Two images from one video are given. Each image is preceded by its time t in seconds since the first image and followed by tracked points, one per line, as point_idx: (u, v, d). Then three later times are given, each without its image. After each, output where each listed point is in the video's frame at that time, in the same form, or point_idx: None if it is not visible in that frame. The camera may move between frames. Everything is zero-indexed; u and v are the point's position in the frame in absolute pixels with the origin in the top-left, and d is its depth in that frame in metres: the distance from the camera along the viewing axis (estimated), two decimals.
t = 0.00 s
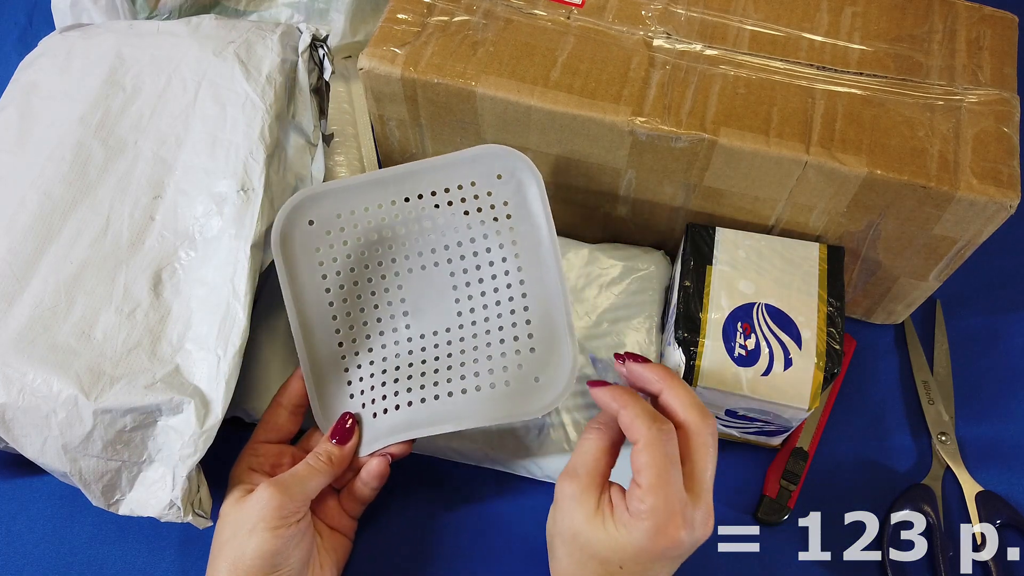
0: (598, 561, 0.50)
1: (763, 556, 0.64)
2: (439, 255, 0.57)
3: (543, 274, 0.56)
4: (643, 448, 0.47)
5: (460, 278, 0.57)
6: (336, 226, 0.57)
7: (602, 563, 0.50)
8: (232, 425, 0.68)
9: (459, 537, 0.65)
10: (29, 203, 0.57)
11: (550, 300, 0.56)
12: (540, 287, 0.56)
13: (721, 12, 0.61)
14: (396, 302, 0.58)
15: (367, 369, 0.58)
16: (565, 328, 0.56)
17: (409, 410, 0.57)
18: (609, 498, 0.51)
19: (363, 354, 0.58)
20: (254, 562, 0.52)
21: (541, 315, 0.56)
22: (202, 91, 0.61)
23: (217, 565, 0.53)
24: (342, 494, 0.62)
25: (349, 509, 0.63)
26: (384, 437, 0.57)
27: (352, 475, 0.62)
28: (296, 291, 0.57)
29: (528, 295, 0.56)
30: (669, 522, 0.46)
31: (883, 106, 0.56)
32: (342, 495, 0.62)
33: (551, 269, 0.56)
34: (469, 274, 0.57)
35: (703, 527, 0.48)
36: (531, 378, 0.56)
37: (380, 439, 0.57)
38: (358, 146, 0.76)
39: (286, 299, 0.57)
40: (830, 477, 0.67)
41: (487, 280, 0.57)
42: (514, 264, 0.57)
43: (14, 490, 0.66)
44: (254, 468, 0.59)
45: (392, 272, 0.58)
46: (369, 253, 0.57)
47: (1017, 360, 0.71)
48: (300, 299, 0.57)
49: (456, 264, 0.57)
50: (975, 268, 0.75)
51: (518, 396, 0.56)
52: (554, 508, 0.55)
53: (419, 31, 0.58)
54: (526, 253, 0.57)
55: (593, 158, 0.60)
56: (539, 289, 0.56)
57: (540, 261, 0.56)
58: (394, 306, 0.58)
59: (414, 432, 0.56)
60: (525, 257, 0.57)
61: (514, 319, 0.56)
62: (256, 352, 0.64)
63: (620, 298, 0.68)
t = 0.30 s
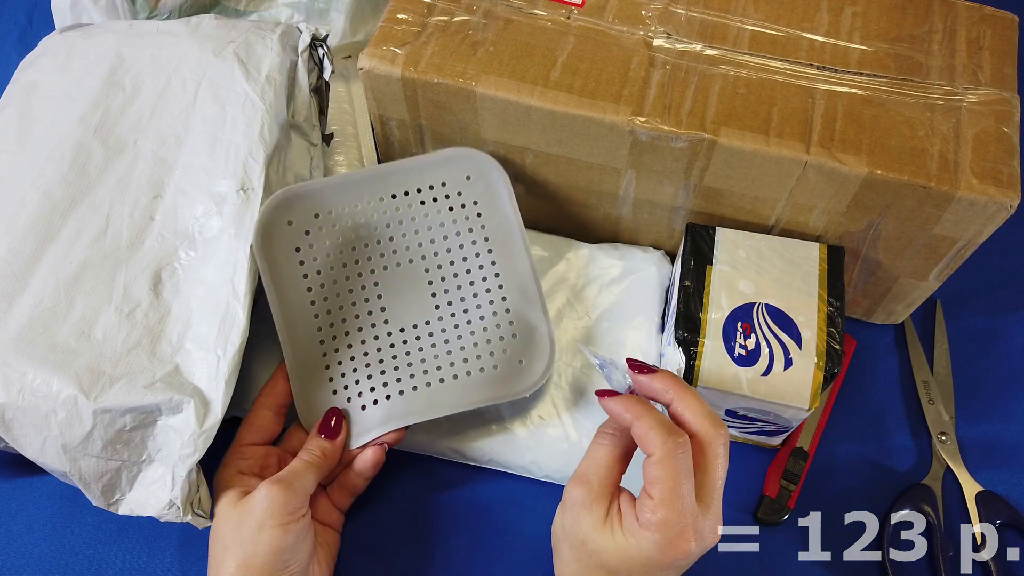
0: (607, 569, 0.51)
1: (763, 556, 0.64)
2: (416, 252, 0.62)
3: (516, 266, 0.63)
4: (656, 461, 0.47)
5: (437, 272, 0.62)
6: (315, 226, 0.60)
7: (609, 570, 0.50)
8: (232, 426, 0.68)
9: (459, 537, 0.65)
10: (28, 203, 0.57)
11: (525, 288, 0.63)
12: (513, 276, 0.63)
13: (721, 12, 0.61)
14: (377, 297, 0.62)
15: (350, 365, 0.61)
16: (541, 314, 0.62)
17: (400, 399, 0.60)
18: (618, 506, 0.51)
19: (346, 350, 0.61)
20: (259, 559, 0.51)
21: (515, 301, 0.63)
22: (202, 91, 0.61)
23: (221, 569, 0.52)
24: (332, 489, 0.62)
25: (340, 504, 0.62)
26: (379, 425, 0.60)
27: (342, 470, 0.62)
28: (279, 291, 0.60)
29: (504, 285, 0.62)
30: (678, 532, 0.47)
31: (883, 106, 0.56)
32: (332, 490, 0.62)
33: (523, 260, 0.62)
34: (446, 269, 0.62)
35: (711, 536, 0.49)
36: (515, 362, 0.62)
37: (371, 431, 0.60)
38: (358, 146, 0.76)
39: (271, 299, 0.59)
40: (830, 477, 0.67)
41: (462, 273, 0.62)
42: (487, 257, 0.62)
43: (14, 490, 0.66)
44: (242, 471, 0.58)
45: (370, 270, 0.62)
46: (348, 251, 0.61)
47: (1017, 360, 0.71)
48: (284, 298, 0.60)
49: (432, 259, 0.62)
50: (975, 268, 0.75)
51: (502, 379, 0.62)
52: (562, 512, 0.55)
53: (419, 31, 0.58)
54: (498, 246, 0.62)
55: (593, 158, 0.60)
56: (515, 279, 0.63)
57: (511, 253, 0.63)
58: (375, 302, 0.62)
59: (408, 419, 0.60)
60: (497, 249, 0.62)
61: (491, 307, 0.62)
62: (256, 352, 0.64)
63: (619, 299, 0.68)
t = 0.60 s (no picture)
0: None
1: (763, 556, 0.64)
2: (432, 263, 0.65)
3: (528, 280, 0.65)
4: (654, 476, 0.46)
5: (453, 284, 0.64)
6: (336, 233, 0.64)
7: None
8: (232, 426, 0.68)
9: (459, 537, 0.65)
10: (29, 203, 0.57)
11: (537, 301, 0.65)
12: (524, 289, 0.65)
13: (721, 12, 0.61)
14: (393, 306, 0.63)
15: (363, 370, 0.61)
16: (551, 327, 0.64)
17: (411, 407, 0.60)
18: (613, 517, 0.52)
19: (359, 356, 0.61)
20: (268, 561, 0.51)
21: (526, 315, 0.64)
22: (202, 91, 0.61)
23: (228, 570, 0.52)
24: (338, 494, 0.62)
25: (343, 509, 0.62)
26: (389, 432, 0.59)
27: (348, 476, 0.61)
28: (298, 290, 0.62)
29: (516, 299, 0.64)
30: (676, 542, 0.47)
31: (883, 106, 0.56)
32: (337, 496, 0.62)
33: (534, 275, 0.65)
34: (460, 280, 0.65)
35: (706, 539, 0.50)
36: (525, 375, 0.63)
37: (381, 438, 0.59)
38: (358, 146, 0.76)
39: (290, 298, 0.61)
40: (830, 477, 0.67)
41: (476, 285, 0.64)
42: (500, 270, 0.65)
43: (14, 489, 0.66)
44: (252, 470, 0.58)
45: (387, 280, 0.64)
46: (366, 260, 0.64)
47: (1017, 360, 0.71)
48: (302, 299, 0.62)
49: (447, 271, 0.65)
50: (975, 268, 0.76)
51: (512, 392, 0.62)
52: (557, 521, 0.55)
53: (419, 31, 0.58)
54: (510, 260, 0.66)
55: (593, 158, 0.60)
56: (526, 292, 0.65)
57: (524, 268, 0.66)
58: (390, 309, 0.63)
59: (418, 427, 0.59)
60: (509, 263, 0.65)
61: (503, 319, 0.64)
62: (256, 353, 0.64)
63: (619, 299, 0.68)
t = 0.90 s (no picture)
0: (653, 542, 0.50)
1: (762, 556, 0.64)
2: (443, 277, 0.67)
3: (535, 295, 0.67)
4: (719, 421, 0.51)
5: (462, 298, 0.67)
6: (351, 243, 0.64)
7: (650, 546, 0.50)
8: (232, 425, 0.68)
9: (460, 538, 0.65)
10: (29, 203, 0.57)
11: (544, 315, 0.67)
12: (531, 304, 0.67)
13: (721, 12, 0.61)
14: (405, 320, 0.65)
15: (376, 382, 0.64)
16: (557, 339, 0.66)
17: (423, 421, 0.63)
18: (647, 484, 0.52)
19: (372, 368, 0.64)
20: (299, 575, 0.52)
21: (534, 329, 0.67)
22: (202, 91, 0.61)
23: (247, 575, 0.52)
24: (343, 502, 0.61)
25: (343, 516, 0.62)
26: (400, 443, 0.62)
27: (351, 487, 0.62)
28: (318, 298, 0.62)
29: (524, 313, 0.67)
30: (725, 487, 0.50)
31: (883, 106, 0.56)
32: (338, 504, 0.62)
33: (542, 290, 0.67)
34: (470, 295, 0.67)
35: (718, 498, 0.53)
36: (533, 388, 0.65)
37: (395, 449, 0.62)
38: (358, 146, 0.76)
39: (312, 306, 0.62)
40: (830, 477, 0.67)
41: (485, 300, 0.67)
42: (508, 284, 0.67)
43: (13, 489, 0.66)
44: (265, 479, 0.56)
45: (399, 292, 0.66)
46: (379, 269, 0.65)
47: (1017, 360, 0.71)
48: (320, 308, 0.62)
49: (458, 284, 0.67)
50: (975, 268, 0.76)
51: (519, 405, 0.64)
52: (581, 503, 0.53)
53: (420, 31, 0.58)
54: (518, 274, 0.68)
55: (594, 158, 0.60)
56: (533, 307, 0.67)
57: (531, 283, 0.68)
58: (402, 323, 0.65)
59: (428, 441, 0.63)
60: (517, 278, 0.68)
61: (511, 334, 0.66)
62: (256, 353, 0.64)
63: (619, 299, 0.68)
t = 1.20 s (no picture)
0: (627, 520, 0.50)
1: (763, 556, 0.64)
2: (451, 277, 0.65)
3: (543, 298, 0.66)
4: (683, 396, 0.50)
5: (470, 299, 0.65)
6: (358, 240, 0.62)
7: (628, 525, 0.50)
8: (232, 425, 0.68)
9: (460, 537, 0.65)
10: (29, 203, 0.57)
11: (550, 320, 0.66)
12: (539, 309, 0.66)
13: (721, 12, 0.61)
14: (410, 320, 0.64)
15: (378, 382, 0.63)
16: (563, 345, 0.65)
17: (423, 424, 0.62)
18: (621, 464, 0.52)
19: (376, 369, 0.63)
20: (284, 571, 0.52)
21: (541, 333, 0.66)
22: (202, 91, 0.61)
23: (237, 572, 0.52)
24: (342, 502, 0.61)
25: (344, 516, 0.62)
26: (399, 445, 0.62)
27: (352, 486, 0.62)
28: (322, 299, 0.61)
29: (530, 317, 0.66)
30: (696, 462, 0.50)
31: (883, 106, 0.56)
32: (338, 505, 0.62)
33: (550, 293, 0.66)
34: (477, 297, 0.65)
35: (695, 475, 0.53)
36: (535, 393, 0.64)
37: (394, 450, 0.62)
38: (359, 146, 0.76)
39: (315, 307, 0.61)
40: (830, 477, 0.67)
41: (493, 303, 0.65)
42: (517, 287, 0.66)
43: (13, 489, 0.66)
44: (257, 478, 0.56)
45: (406, 292, 0.64)
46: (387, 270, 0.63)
47: (1017, 360, 0.71)
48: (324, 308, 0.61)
49: (467, 286, 0.65)
50: (974, 268, 0.76)
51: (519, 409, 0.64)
52: (558, 486, 0.53)
53: (420, 31, 0.58)
54: (527, 277, 0.66)
55: (594, 158, 0.60)
56: (540, 311, 0.66)
57: (540, 287, 0.66)
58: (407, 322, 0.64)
59: (430, 443, 0.62)
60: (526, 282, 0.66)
61: (516, 338, 0.65)
62: (256, 352, 0.64)
63: (618, 299, 0.68)
